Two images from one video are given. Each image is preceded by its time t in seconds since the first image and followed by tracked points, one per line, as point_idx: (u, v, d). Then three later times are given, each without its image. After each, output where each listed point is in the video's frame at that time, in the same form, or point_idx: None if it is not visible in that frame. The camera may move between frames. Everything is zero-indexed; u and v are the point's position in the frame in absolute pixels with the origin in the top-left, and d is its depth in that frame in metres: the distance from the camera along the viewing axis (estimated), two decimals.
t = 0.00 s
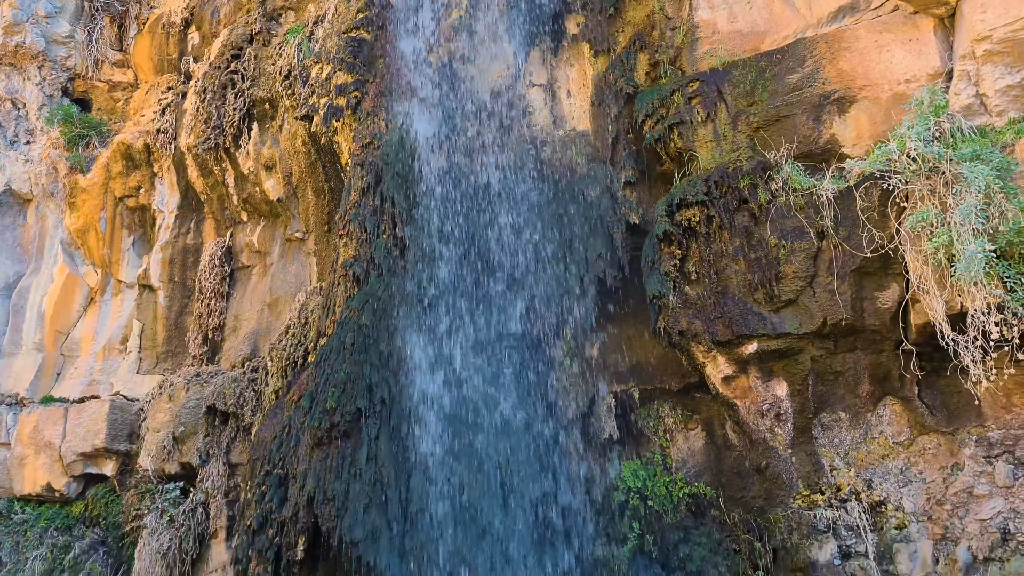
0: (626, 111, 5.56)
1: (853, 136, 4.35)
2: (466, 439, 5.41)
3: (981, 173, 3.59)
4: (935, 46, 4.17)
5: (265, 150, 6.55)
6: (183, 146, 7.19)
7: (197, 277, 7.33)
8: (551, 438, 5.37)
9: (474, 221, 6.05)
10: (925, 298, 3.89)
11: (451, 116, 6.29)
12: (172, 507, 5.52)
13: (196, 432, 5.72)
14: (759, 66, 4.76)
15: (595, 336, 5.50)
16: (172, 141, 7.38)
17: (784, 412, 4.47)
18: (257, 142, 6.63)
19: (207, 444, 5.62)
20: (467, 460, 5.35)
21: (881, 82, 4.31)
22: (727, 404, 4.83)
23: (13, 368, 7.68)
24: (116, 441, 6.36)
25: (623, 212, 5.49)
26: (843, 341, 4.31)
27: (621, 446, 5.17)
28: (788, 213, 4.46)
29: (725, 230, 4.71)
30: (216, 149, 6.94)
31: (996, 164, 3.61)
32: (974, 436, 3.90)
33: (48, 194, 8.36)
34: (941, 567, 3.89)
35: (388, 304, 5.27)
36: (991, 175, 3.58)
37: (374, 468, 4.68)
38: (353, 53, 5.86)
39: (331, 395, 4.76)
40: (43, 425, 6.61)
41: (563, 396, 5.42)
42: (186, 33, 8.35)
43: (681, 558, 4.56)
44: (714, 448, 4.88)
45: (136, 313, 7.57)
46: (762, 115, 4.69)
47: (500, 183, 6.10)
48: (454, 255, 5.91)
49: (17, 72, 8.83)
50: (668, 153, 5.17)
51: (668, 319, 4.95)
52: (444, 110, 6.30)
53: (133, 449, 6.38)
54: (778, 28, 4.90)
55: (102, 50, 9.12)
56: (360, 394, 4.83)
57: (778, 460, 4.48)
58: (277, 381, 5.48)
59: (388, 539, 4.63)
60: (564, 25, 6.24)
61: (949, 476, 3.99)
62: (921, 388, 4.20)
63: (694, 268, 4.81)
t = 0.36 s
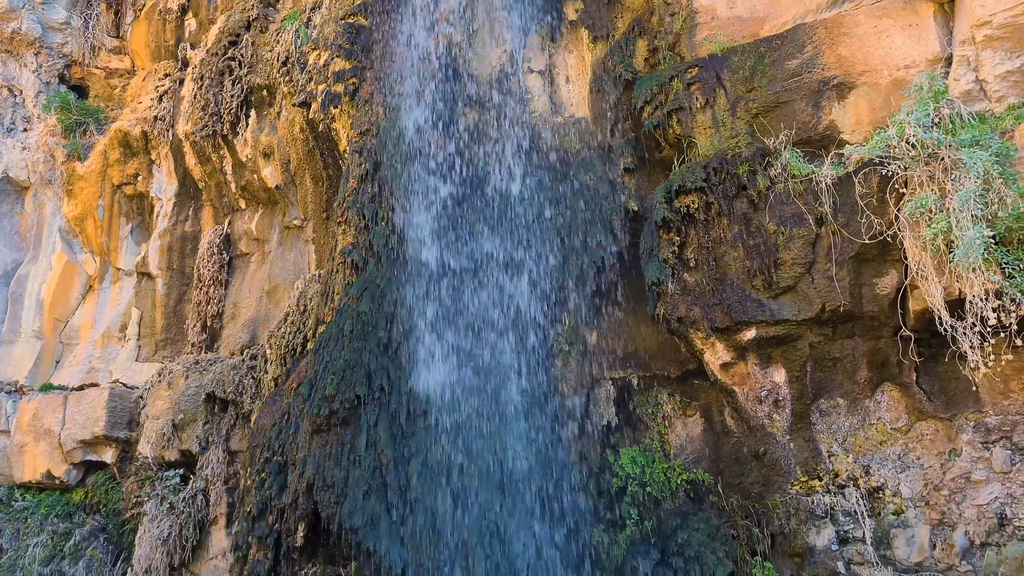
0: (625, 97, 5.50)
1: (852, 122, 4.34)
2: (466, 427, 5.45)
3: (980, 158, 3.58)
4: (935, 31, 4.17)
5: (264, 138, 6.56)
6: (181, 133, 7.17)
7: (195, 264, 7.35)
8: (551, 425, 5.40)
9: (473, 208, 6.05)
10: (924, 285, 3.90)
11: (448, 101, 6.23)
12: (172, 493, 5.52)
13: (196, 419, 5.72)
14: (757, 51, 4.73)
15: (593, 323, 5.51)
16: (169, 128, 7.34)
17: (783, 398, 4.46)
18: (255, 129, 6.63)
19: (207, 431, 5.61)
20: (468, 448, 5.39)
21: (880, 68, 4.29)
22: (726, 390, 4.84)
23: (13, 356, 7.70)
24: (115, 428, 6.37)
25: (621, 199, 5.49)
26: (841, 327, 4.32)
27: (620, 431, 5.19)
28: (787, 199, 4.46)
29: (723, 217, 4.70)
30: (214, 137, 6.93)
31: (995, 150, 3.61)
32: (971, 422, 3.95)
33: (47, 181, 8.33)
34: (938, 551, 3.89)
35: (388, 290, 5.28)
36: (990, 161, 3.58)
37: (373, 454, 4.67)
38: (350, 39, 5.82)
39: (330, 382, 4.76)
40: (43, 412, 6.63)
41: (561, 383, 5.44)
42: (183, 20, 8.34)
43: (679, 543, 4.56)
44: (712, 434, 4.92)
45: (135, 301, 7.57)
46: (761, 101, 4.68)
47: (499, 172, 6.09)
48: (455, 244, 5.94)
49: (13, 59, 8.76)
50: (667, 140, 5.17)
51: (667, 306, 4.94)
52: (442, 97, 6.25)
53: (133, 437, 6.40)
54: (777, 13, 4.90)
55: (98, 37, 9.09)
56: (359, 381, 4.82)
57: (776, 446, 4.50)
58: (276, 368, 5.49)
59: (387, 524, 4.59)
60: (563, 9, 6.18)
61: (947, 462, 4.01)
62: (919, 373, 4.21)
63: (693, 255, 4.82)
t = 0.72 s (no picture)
0: (624, 82, 5.46)
1: (851, 107, 4.32)
2: (464, 414, 5.45)
3: (979, 143, 3.60)
4: (934, 16, 4.14)
5: (260, 124, 6.53)
6: (178, 119, 7.17)
7: (193, 252, 7.33)
8: (548, 412, 5.42)
9: (471, 195, 6.03)
10: (922, 270, 3.90)
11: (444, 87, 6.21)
12: (171, 480, 5.52)
13: (195, 405, 5.75)
14: (757, 36, 4.71)
15: (592, 310, 5.53)
16: (165, 115, 7.31)
17: (780, 383, 4.47)
18: (252, 116, 6.59)
19: (206, 418, 5.62)
20: (465, 434, 5.39)
21: (880, 52, 4.27)
22: (724, 376, 4.83)
23: (10, 342, 7.68)
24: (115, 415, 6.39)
25: (619, 184, 5.47)
26: (839, 313, 4.32)
27: (618, 418, 5.19)
28: (785, 185, 4.46)
29: (722, 202, 4.70)
30: (210, 123, 6.90)
31: (994, 135, 3.62)
32: (969, 407, 3.97)
33: (43, 168, 8.30)
34: (934, 535, 3.92)
35: (385, 277, 5.27)
36: (989, 146, 3.59)
37: (372, 440, 4.70)
38: (347, 24, 5.82)
39: (329, 368, 4.77)
40: (41, 399, 6.64)
41: (560, 369, 5.44)
42: (179, 6, 8.38)
43: (677, 529, 4.58)
44: (710, 420, 4.92)
45: (133, 288, 7.58)
46: (760, 86, 4.66)
47: (498, 159, 6.08)
48: (453, 232, 5.92)
49: (9, 45, 8.73)
50: (665, 126, 5.15)
51: (665, 292, 4.95)
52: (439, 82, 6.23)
53: (133, 423, 6.41)
54: None
55: (93, 22, 8.99)
56: (357, 367, 4.82)
57: (773, 431, 4.50)
58: (274, 355, 5.48)
59: (387, 510, 4.62)
60: None
61: (944, 447, 4.03)
62: (917, 359, 4.24)
63: (692, 241, 4.82)
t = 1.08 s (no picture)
0: (623, 67, 5.42)
1: (850, 91, 4.31)
2: (462, 399, 5.46)
3: (979, 127, 3.60)
4: None
5: (257, 109, 6.50)
6: (174, 104, 7.14)
7: (190, 238, 7.34)
8: (547, 396, 5.47)
9: (468, 180, 6.02)
10: (920, 254, 3.89)
11: (442, 71, 6.19)
12: (170, 466, 5.53)
13: (194, 391, 5.75)
14: (756, 20, 4.68)
15: (590, 294, 5.57)
16: (162, 100, 7.30)
17: (778, 368, 4.48)
18: (249, 101, 6.57)
19: (205, 403, 5.63)
20: (464, 420, 5.40)
21: (879, 37, 4.26)
22: (722, 361, 4.84)
23: (7, 329, 7.65)
24: (113, 401, 6.36)
25: (618, 169, 5.43)
26: (837, 298, 4.32)
27: (616, 403, 5.22)
28: (783, 169, 4.44)
29: (720, 187, 4.69)
30: (207, 108, 6.87)
31: (993, 119, 3.62)
32: (966, 391, 3.99)
33: (39, 153, 8.26)
34: (930, 519, 3.93)
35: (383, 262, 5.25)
36: (988, 130, 3.59)
37: (371, 426, 4.68)
38: (344, 8, 5.74)
39: (327, 353, 4.77)
40: (40, 385, 6.63)
41: (558, 353, 5.50)
42: None
43: (674, 513, 4.60)
44: (708, 404, 4.92)
45: (130, 274, 7.56)
46: (759, 70, 4.63)
47: (495, 146, 6.07)
48: (452, 218, 5.91)
49: (3, 30, 8.67)
50: (664, 110, 5.12)
51: (663, 277, 4.96)
52: (437, 68, 6.18)
53: (131, 409, 6.40)
54: None
55: (88, 6, 8.88)
56: (355, 353, 4.80)
57: (771, 416, 4.52)
58: (272, 341, 5.48)
59: (386, 495, 4.62)
60: None
61: (941, 431, 4.06)
62: (914, 344, 4.25)
63: (690, 226, 4.82)
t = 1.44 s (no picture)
0: (622, 50, 5.43)
1: (851, 74, 4.28)
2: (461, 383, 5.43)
3: (980, 110, 3.56)
4: None
5: (255, 92, 6.49)
6: (172, 88, 7.10)
7: (189, 221, 7.36)
8: (547, 381, 5.45)
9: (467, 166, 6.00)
10: (920, 238, 3.89)
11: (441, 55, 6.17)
12: (170, 449, 5.56)
13: (194, 375, 5.78)
14: (757, 2, 4.65)
15: (589, 278, 5.54)
16: (160, 83, 7.30)
17: (777, 352, 4.47)
18: (247, 84, 6.56)
19: (205, 388, 5.64)
20: (464, 404, 5.38)
21: (880, 19, 4.23)
22: (721, 344, 4.85)
23: (6, 313, 7.63)
24: (113, 385, 6.39)
25: (618, 153, 5.43)
26: (837, 282, 4.32)
27: (616, 386, 5.22)
28: (783, 153, 4.44)
29: (720, 170, 4.68)
30: (205, 91, 6.85)
31: (995, 102, 3.58)
32: (965, 374, 3.98)
33: (37, 137, 8.26)
34: (929, 502, 3.96)
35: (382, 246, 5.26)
36: (990, 113, 3.55)
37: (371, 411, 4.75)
38: None
39: (328, 337, 4.79)
40: (40, 369, 6.66)
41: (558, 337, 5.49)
42: None
43: (674, 496, 4.62)
44: (708, 388, 4.92)
45: (129, 259, 7.55)
46: (759, 53, 4.60)
47: (494, 130, 6.05)
48: (452, 202, 5.89)
49: None
50: (664, 94, 5.12)
51: (663, 261, 4.95)
52: (436, 51, 6.17)
53: (131, 393, 6.42)
54: None
55: None
56: (355, 336, 4.85)
57: (771, 400, 4.51)
58: (272, 325, 5.48)
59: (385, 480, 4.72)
60: None
61: (940, 414, 4.06)
62: (914, 328, 4.23)
63: (691, 210, 4.82)
